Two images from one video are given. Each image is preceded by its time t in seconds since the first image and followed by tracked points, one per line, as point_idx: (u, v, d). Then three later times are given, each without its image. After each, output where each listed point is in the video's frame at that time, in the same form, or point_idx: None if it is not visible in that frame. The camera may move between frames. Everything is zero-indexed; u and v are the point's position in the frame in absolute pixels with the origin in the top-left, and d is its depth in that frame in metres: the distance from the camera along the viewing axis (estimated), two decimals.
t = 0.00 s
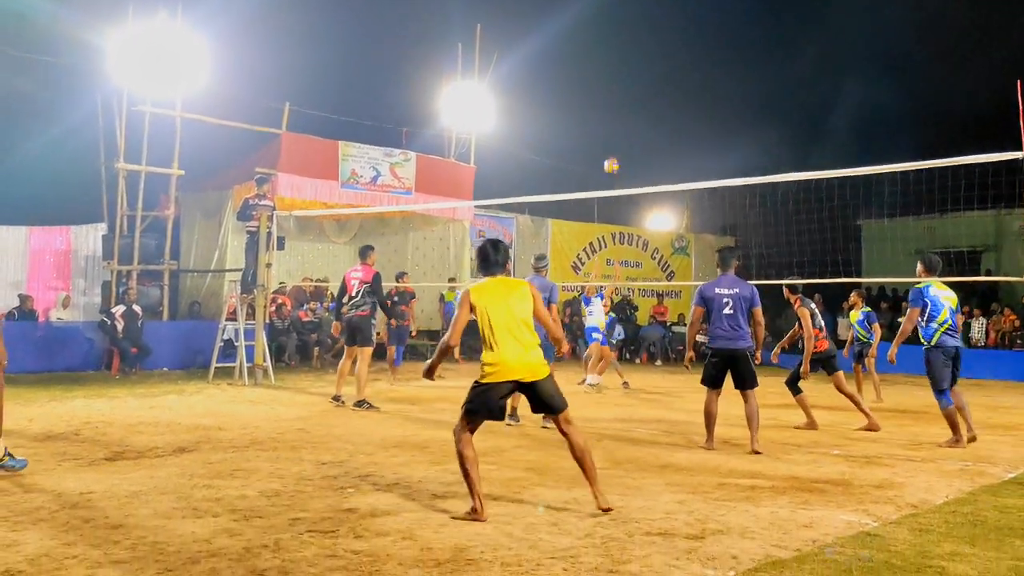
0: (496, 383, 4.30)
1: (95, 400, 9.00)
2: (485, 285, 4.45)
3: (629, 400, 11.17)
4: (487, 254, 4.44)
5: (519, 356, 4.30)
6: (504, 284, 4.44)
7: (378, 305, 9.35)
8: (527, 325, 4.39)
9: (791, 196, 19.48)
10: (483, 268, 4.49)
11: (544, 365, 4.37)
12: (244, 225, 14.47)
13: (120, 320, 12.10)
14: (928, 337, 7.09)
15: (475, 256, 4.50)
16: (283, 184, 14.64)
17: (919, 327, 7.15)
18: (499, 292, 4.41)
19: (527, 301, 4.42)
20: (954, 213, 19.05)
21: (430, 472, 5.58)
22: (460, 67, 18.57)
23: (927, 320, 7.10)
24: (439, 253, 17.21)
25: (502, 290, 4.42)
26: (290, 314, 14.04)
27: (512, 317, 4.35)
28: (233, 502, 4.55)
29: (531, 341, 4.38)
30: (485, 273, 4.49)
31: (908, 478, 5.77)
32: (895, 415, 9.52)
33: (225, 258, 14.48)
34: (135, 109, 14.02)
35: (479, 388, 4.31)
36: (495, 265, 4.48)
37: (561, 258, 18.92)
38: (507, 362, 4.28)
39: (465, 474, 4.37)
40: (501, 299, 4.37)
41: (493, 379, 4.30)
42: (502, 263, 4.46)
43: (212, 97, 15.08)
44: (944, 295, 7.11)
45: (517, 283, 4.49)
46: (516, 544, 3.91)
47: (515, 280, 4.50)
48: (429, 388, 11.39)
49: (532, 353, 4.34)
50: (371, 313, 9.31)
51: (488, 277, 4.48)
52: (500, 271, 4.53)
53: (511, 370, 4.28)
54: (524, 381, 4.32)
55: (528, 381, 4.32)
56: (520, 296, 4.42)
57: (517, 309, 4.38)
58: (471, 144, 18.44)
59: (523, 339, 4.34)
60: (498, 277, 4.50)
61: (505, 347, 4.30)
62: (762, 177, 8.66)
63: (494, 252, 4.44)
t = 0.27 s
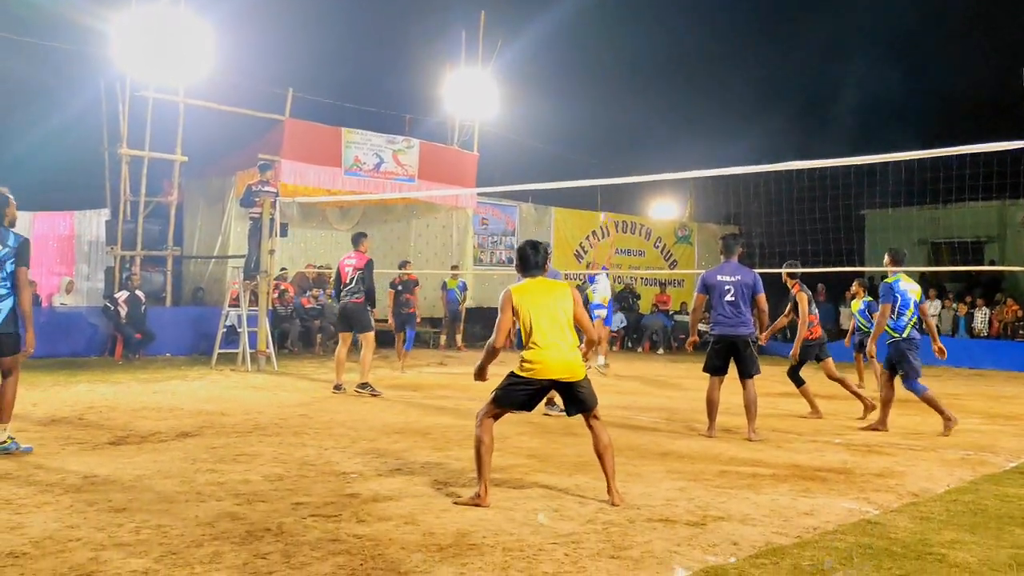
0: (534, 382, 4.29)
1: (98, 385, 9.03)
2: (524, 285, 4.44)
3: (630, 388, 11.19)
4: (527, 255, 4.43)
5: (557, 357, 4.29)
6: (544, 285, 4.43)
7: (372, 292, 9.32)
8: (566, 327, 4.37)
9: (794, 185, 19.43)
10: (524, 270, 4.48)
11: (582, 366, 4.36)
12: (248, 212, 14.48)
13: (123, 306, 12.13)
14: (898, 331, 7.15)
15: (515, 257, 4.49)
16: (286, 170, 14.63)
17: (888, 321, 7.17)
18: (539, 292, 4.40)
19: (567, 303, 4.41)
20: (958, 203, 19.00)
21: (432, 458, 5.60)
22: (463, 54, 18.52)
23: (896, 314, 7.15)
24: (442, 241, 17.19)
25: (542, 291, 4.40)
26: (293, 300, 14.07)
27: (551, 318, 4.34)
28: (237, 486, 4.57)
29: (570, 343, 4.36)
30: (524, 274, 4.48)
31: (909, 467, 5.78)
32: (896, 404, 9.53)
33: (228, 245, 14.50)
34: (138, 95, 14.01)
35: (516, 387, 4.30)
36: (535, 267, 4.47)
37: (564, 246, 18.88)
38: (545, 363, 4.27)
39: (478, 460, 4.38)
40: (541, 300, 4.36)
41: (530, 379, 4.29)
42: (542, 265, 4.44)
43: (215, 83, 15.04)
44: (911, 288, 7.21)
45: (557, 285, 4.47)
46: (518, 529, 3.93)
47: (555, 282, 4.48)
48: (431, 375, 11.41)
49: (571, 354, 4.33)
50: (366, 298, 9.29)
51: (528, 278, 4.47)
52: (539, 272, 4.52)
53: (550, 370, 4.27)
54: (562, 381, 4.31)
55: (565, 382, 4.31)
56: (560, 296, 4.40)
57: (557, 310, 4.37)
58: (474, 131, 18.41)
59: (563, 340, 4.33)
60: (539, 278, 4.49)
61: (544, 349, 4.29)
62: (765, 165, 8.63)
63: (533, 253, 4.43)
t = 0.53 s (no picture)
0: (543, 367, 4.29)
1: (100, 376, 9.03)
2: (540, 271, 4.46)
3: (632, 381, 11.19)
4: (545, 242, 4.45)
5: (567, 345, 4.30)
6: (560, 272, 4.45)
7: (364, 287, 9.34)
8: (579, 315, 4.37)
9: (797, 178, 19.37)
10: (540, 257, 4.50)
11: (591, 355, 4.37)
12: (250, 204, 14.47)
13: (126, 298, 12.14)
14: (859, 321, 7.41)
15: (533, 244, 4.51)
16: (288, 162, 14.61)
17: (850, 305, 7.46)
18: (555, 278, 4.41)
19: (582, 292, 4.41)
20: (961, 196, 18.93)
21: (434, 451, 5.60)
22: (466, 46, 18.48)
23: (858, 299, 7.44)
24: (444, 233, 17.16)
25: (557, 278, 4.41)
26: (294, 293, 14.07)
27: (565, 306, 4.34)
28: (239, 477, 4.58)
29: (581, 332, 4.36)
30: (542, 260, 4.50)
31: (911, 460, 5.78)
32: (898, 398, 9.52)
33: (230, 237, 14.50)
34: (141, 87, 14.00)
35: (524, 371, 4.30)
36: (551, 254, 4.48)
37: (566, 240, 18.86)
38: (555, 350, 4.28)
39: (484, 453, 4.37)
40: (556, 286, 4.37)
41: (538, 364, 4.30)
42: (559, 252, 4.45)
43: (216, 74, 14.98)
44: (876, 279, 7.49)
45: (573, 273, 4.47)
46: (520, 521, 3.93)
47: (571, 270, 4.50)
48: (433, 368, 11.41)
49: (581, 343, 4.33)
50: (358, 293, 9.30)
51: (545, 264, 4.49)
52: (556, 260, 4.54)
53: (559, 356, 4.27)
54: (570, 369, 4.31)
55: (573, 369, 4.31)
56: (575, 284, 4.41)
57: (571, 298, 4.37)
58: (477, 124, 18.39)
59: (574, 328, 4.34)
60: (555, 266, 4.50)
61: (555, 335, 4.30)
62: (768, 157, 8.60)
63: (550, 240, 4.45)
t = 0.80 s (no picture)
0: (542, 364, 4.29)
1: (102, 372, 9.04)
2: (542, 265, 4.44)
3: (633, 377, 11.20)
4: (547, 236, 4.44)
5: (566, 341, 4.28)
6: (561, 266, 4.43)
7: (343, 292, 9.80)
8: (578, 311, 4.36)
9: (798, 174, 19.37)
10: (542, 251, 4.49)
11: (590, 352, 4.36)
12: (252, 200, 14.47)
13: (128, 294, 12.15)
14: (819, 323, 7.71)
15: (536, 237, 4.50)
16: (290, 158, 14.61)
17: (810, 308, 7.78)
18: (556, 273, 4.39)
19: (583, 288, 4.40)
20: (963, 193, 18.94)
21: (435, 446, 5.61)
22: (468, 42, 18.46)
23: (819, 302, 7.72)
24: (445, 229, 16.99)
25: (558, 272, 4.40)
26: (296, 288, 14.09)
27: (565, 301, 4.33)
28: (241, 472, 4.58)
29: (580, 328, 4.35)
30: (544, 254, 4.48)
31: (912, 456, 5.79)
32: (899, 394, 9.53)
33: (232, 232, 14.50)
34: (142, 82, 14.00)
35: (524, 367, 4.30)
36: (553, 248, 4.47)
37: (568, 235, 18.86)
38: (555, 346, 4.27)
39: (485, 449, 4.38)
40: (557, 281, 4.36)
41: (538, 361, 4.29)
42: (560, 246, 4.44)
43: (218, 70, 14.99)
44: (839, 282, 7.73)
45: (575, 268, 4.46)
46: (521, 516, 3.94)
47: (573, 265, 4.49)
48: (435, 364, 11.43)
49: (581, 339, 4.32)
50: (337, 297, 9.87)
51: (546, 258, 4.47)
52: (557, 255, 4.53)
53: (559, 353, 4.26)
54: (570, 366, 4.30)
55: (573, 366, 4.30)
56: (576, 280, 4.40)
57: (571, 293, 4.36)
58: (478, 120, 18.38)
59: (574, 323, 4.32)
60: (557, 260, 4.49)
61: (554, 330, 4.29)
62: (768, 153, 8.60)
63: (552, 234, 4.44)
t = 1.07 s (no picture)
0: (500, 358, 4.28)
1: (104, 370, 9.04)
2: (502, 257, 4.42)
3: (634, 375, 11.19)
4: (509, 227, 4.41)
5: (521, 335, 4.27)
6: (521, 258, 4.41)
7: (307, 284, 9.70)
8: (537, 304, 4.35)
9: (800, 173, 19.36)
10: (506, 240, 4.45)
11: (551, 344, 4.34)
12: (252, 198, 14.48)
13: (129, 292, 12.15)
14: (807, 314, 7.75)
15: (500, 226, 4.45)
16: (291, 156, 14.61)
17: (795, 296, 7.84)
18: (515, 265, 4.37)
19: (540, 279, 4.37)
20: (965, 191, 18.91)
21: (436, 445, 5.60)
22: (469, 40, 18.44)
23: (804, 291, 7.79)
24: (446, 227, 17.03)
25: (517, 265, 4.39)
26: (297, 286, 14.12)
27: (521, 295, 4.32)
28: (241, 471, 4.58)
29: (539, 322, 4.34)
30: (506, 245, 4.45)
31: (914, 455, 5.77)
32: (901, 393, 9.52)
33: (233, 231, 14.51)
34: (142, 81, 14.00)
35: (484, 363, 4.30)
36: (517, 237, 4.44)
37: (569, 234, 18.85)
38: (510, 341, 4.26)
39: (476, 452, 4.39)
40: (515, 274, 4.34)
41: (495, 355, 4.28)
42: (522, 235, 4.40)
43: (219, 68, 14.98)
44: (824, 273, 7.78)
45: (535, 259, 4.43)
46: (523, 515, 3.93)
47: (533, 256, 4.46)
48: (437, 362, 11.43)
49: (538, 333, 4.30)
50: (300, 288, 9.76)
51: (508, 249, 4.44)
52: (520, 245, 4.49)
53: (515, 347, 4.25)
54: (528, 360, 4.28)
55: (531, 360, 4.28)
56: (533, 271, 4.37)
57: (529, 287, 4.34)
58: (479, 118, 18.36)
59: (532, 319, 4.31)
60: (520, 250, 4.46)
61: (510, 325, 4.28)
62: (768, 151, 8.59)
63: (515, 223, 4.39)
